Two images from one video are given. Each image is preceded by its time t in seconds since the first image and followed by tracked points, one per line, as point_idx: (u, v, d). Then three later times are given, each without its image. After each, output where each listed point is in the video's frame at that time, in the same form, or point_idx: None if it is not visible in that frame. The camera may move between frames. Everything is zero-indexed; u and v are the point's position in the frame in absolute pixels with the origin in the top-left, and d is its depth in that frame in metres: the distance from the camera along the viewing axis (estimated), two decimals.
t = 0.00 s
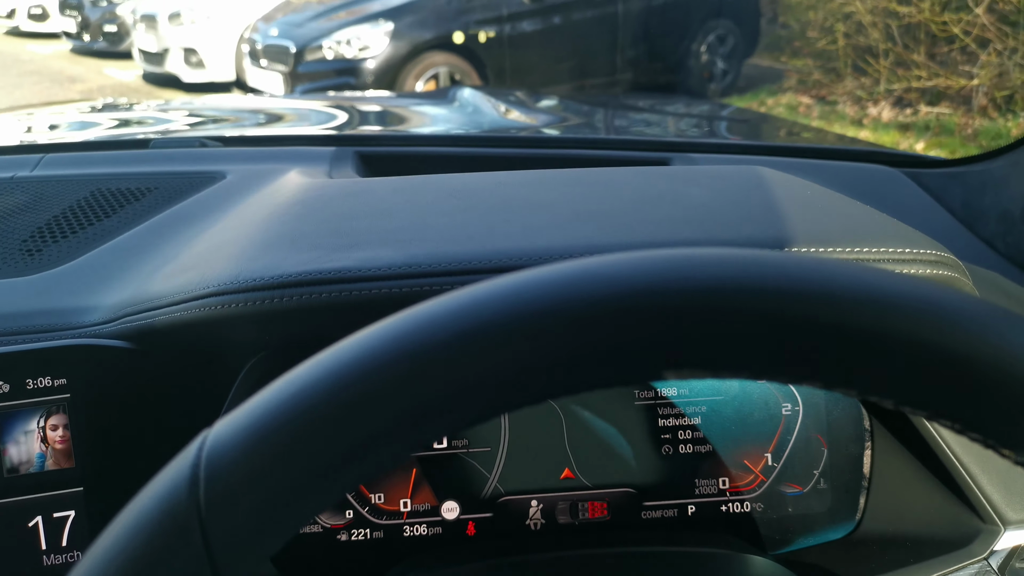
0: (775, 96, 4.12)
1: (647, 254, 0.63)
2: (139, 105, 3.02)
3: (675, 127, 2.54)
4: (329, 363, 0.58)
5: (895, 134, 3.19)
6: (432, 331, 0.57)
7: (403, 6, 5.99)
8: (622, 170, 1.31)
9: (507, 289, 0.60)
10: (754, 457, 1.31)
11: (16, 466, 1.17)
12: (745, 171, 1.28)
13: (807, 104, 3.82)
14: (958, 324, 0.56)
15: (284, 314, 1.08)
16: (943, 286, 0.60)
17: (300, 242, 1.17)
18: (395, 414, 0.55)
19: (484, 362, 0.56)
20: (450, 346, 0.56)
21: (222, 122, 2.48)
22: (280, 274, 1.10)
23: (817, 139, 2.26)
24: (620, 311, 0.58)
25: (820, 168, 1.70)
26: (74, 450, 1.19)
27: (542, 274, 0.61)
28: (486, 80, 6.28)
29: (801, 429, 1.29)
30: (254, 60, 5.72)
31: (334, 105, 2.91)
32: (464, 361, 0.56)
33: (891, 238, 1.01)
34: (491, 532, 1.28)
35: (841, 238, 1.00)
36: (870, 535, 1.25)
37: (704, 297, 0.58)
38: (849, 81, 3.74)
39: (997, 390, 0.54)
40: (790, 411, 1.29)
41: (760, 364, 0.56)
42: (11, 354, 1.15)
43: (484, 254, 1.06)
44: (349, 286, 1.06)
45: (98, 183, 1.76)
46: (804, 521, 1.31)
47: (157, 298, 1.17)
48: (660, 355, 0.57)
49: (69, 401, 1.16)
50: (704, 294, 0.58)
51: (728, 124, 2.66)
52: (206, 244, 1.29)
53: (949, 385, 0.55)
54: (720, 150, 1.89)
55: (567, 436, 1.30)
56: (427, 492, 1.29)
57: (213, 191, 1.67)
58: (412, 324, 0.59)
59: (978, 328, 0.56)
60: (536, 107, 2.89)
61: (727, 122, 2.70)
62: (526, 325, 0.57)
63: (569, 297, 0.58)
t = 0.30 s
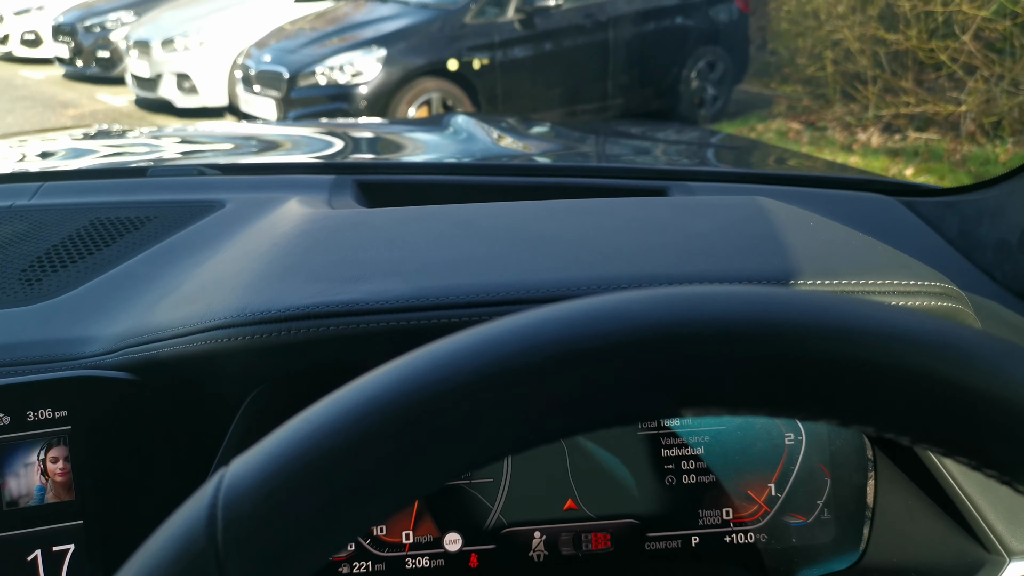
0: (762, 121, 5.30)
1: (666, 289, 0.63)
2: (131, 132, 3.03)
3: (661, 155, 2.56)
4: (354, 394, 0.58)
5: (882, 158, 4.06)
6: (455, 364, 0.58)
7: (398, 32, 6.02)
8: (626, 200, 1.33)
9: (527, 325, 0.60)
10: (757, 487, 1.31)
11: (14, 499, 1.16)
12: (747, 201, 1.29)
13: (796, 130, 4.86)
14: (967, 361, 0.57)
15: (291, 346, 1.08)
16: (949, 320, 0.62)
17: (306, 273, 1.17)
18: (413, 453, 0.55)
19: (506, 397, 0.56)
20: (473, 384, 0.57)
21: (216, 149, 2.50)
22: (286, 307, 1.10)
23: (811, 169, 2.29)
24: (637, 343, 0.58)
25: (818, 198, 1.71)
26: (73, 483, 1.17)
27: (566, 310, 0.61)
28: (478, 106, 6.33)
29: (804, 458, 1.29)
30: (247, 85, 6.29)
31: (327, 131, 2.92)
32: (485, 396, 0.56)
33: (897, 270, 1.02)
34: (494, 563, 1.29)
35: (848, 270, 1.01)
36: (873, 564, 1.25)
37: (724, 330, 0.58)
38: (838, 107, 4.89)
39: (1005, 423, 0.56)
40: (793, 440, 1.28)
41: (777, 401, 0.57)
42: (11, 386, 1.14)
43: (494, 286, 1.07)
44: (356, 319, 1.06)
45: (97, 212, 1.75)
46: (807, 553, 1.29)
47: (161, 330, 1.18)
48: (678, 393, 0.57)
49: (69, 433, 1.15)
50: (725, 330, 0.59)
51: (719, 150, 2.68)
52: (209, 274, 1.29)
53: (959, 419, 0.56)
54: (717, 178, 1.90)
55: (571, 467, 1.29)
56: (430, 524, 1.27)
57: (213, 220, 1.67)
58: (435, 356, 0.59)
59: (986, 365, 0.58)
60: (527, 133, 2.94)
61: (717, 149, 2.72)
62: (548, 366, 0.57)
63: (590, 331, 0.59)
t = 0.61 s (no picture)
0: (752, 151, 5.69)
1: (670, 334, 0.65)
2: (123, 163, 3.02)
3: (645, 186, 2.55)
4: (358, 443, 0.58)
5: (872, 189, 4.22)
6: (464, 410, 0.58)
7: (390, 62, 6.03)
8: (626, 235, 1.34)
9: (536, 369, 0.61)
10: (760, 525, 1.29)
11: (7, 539, 1.14)
12: (747, 235, 1.30)
13: (787, 158, 5.18)
14: (975, 405, 0.58)
15: (292, 385, 1.07)
16: (955, 360, 0.63)
17: (307, 310, 1.17)
18: (428, 500, 0.55)
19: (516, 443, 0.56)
20: (487, 429, 0.56)
21: (207, 180, 2.50)
22: (288, 344, 1.09)
23: (804, 202, 2.29)
24: (645, 388, 0.59)
25: (816, 231, 1.72)
26: (67, 522, 1.15)
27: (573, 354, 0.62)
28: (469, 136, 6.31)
29: (806, 494, 1.27)
30: (238, 116, 6.32)
31: (318, 162, 2.92)
32: (496, 443, 0.56)
33: (899, 306, 1.03)
34: None
35: (851, 307, 1.02)
36: None
37: (733, 376, 0.59)
38: (826, 139, 5.19)
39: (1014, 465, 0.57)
40: (794, 477, 1.27)
41: (788, 446, 0.58)
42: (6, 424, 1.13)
43: (498, 323, 1.07)
44: (359, 356, 1.05)
45: (92, 245, 1.74)
46: None
47: (161, 367, 1.17)
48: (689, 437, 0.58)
49: (64, 471, 1.13)
50: (734, 376, 0.59)
51: (709, 182, 2.69)
52: (206, 310, 1.28)
53: (966, 461, 0.57)
54: (713, 212, 1.91)
55: (571, 511, 1.26)
56: (429, 564, 1.24)
57: (209, 253, 1.66)
58: (443, 402, 0.59)
59: (994, 405, 0.58)
60: (518, 163, 2.96)
61: (704, 181, 2.71)
62: (558, 410, 0.58)
63: (599, 376, 0.60)
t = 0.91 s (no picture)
0: (746, 178, 6.16)
1: (665, 385, 0.66)
2: (116, 193, 3.00)
3: (636, 217, 2.56)
4: (364, 496, 0.60)
5: (864, 217, 4.44)
6: (467, 463, 0.60)
7: (381, 92, 5.99)
8: (628, 273, 1.37)
9: (536, 421, 0.63)
10: (761, 563, 1.29)
11: None
12: (746, 272, 1.35)
13: (779, 186, 5.65)
14: (968, 451, 0.59)
15: (293, 427, 1.08)
16: (944, 404, 0.65)
17: (309, 352, 1.18)
18: (439, 549, 0.56)
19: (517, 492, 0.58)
20: (491, 484, 0.58)
21: (202, 211, 2.50)
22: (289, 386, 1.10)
23: (795, 233, 2.30)
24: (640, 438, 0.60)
25: (812, 264, 1.73)
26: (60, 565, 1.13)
27: (571, 405, 0.65)
28: (462, 164, 6.27)
29: (808, 536, 1.27)
30: (232, 144, 6.32)
31: (311, 192, 2.92)
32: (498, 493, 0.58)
33: (896, 347, 1.07)
34: None
35: (850, 349, 1.06)
36: None
37: (728, 423, 0.61)
38: (817, 166, 5.60)
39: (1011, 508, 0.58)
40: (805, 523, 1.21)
41: (785, 496, 0.59)
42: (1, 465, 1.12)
43: (499, 365, 1.09)
44: (361, 399, 1.07)
45: (88, 279, 1.74)
46: None
47: (158, 408, 1.16)
48: (687, 488, 0.59)
49: (57, 512, 1.12)
50: (731, 428, 0.60)
51: (699, 213, 2.69)
52: (204, 350, 1.28)
53: (964, 508, 0.58)
54: (708, 245, 1.91)
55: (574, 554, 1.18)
56: None
57: (203, 287, 1.65)
58: (451, 453, 0.61)
59: (986, 450, 0.60)
60: (512, 193, 2.97)
61: (692, 212, 2.71)
62: (557, 459, 0.59)
63: (595, 425, 0.61)
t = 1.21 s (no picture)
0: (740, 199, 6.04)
1: (690, 412, 0.69)
2: (112, 215, 3.00)
3: (634, 238, 2.55)
4: (402, 523, 0.61)
5: (858, 237, 4.62)
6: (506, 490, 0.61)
7: (379, 112, 6.03)
8: (637, 296, 1.41)
9: (568, 446, 0.65)
10: None
11: None
12: (753, 294, 1.40)
13: (773, 207, 5.55)
14: (992, 471, 0.61)
15: (308, 452, 1.08)
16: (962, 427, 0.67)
17: (321, 375, 1.18)
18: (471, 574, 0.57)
19: (557, 518, 0.59)
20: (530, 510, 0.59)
21: (198, 233, 2.49)
22: (302, 411, 1.10)
23: (792, 253, 2.30)
24: (673, 463, 0.62)
25: (816, 286, 1.73)
26: None
27: (601, 429, 0.67)
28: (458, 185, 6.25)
29: (818, 558, 1.25)
30: (228, 164, 6.33)
31: (306, 214, 2.91)
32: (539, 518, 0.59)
33: (908, 370, 1.13)
34: None
35: (863, 370, 1.12)
36: None
37: (756, 450, 0.62)
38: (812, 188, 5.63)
39: None
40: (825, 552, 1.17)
41: (812, 523, 0.60)
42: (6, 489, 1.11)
43: (519, 387, 1.12)
44: (377, 423, 1.08)
45: (91, 301, 1.72)
46: None
47: (165, 431, 1.15)
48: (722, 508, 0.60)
49: (63, 537, 1.11)
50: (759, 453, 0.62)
51: (694, 234, 2.69)
52: (211, 372, 1.28)
53: (990, 528, 0.59)
54: (710, 267, 1.91)
55: None
56: None
57: (210, 308, 1.63)
58: (489, 476, 0.63)
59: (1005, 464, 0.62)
60: (507, 214, 2.96)
61: (688, 233, 2.71)
62: (600, 482, 0.61)
63: (629, 449, 0.63)
